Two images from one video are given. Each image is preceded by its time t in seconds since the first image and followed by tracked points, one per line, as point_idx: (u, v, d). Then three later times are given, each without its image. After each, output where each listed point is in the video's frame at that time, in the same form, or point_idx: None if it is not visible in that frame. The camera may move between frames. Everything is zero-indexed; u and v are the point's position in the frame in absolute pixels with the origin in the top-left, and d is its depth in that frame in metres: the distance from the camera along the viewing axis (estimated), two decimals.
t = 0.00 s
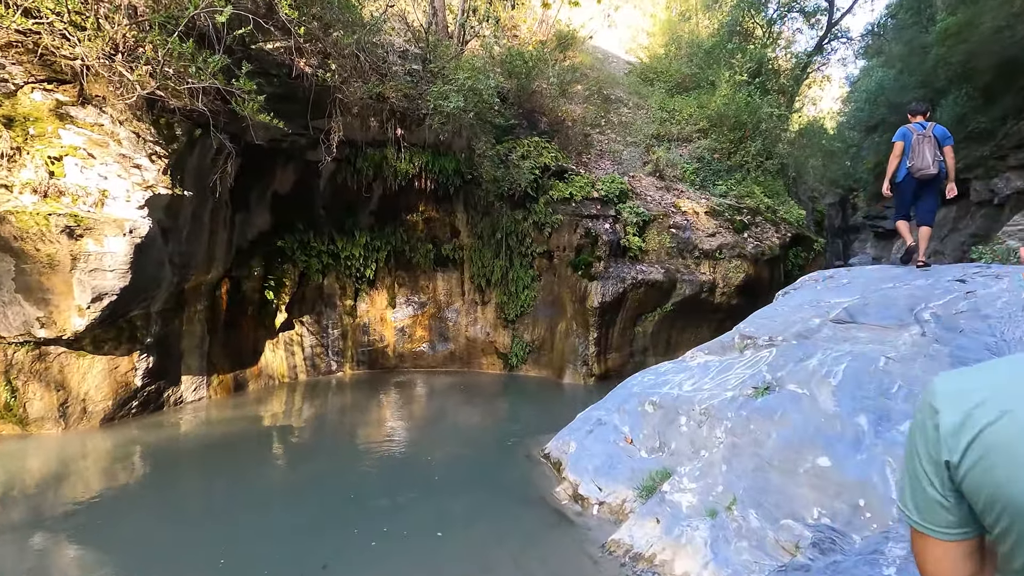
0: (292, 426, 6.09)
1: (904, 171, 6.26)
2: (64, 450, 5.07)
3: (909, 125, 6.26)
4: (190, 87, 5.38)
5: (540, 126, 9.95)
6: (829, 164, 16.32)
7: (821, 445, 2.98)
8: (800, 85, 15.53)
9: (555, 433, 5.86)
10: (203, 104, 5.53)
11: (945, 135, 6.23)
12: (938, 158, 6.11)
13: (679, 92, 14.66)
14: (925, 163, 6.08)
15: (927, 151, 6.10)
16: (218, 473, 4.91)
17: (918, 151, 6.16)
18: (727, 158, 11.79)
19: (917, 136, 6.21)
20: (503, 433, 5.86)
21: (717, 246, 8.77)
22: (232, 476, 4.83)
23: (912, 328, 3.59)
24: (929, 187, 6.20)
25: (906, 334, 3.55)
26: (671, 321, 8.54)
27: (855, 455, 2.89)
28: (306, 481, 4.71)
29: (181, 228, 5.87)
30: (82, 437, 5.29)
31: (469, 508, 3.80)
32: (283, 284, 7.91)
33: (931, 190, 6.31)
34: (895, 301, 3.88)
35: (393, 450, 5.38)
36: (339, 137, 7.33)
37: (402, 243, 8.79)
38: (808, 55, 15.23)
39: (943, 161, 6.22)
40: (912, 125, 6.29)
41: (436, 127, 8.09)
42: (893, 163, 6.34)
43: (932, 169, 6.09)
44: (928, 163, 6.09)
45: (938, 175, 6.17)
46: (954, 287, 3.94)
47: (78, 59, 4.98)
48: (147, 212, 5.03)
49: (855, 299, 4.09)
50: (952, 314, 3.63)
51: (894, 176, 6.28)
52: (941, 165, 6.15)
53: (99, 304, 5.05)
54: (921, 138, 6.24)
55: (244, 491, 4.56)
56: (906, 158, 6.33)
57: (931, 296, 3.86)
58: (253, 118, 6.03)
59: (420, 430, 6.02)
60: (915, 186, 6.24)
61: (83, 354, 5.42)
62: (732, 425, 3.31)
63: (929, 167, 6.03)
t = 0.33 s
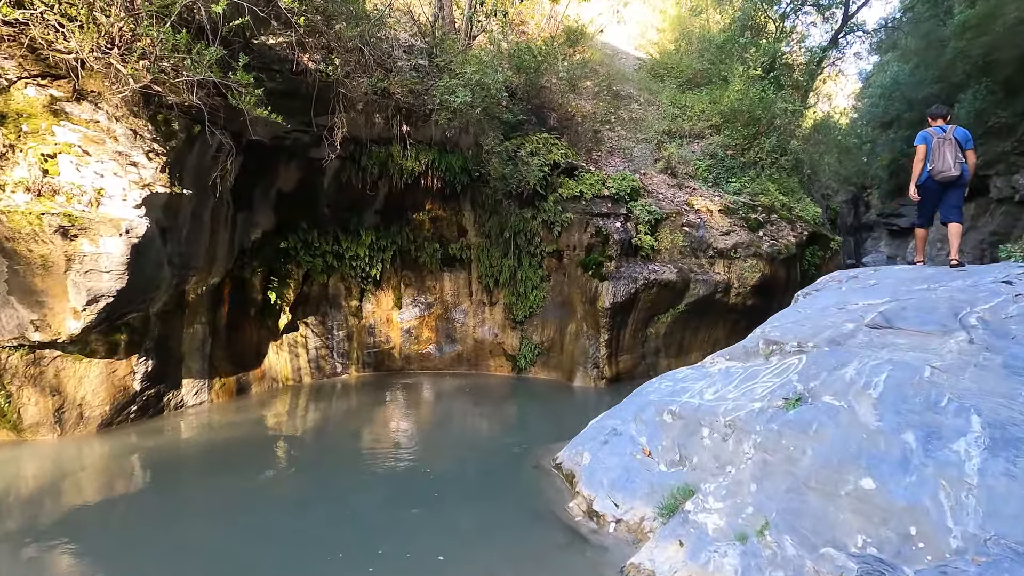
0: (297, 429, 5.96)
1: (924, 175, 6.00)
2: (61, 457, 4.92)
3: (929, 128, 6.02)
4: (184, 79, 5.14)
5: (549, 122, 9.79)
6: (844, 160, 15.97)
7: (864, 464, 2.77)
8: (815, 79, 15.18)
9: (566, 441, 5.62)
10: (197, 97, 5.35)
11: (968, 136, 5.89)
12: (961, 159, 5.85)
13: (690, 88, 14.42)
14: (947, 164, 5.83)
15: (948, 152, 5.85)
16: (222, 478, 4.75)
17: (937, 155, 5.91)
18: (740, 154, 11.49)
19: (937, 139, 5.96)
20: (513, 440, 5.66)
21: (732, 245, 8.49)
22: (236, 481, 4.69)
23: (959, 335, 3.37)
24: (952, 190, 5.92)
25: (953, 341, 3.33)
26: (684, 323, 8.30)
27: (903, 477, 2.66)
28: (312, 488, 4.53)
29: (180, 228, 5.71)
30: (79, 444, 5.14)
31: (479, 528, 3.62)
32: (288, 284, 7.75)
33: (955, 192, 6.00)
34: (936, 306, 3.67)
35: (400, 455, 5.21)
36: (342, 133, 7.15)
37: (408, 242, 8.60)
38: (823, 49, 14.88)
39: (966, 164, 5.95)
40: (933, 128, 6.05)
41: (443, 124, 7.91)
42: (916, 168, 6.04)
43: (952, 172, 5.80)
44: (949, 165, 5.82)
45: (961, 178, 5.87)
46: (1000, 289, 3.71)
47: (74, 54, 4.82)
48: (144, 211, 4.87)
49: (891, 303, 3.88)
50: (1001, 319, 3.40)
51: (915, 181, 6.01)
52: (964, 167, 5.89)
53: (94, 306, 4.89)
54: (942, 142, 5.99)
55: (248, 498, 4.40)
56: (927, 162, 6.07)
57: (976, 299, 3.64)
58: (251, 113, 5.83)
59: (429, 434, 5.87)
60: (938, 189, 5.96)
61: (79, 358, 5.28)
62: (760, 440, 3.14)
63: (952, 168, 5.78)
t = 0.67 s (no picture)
0: (302, 431, 5.80)
1: (937, 171, 5.74)
2: (57, 460, 4.78)
3: (939, 122, 5.72)
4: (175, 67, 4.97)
5: (558, 117, 9.59)
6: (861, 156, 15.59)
7: (910, 481, 2.53)
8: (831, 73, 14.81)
9: (577, 445, 5.41)
10: (189, 87, 5.13)
11: (983, 128, 5.60)
12: (976, 153, 5.56)
13: (702, 83, 14.14)
14: (961, 161, 5.56)
15: (962, 147, 5.57)
16: (222, 481, 4.60)
17: (950, 149, 5.64)
18: (755, 150, 11.18)
19: (950, 134, 5.67)
20: (522, 444, 5.47)
21: (747, 242, 8.20)
22: (236, 485, 4.53)
23: (1008, 337, 3.12)
24: (969, 184, 5.66)
25: (1000, 344, 3.08)
26: (697, 322, 8.05)
27: (956, 497, 2.42)
28: (313, 493, 4.36)
29: (180, 225, 5.55)
30: (74, 447, 5.01)
31: (487, 543, 3.42)
32: (292, 283, 7.59)
33: (971, 186, 5.73)
34: (981, 305, 3.41)
35: (405, 458, 5.04)
36: (345, 127, 6.97)
37: (414, 240, 8.42)
38: (839, 42, 14.52)
39: (983, 156, 5.64)
40: (946, 123, 5.72)
41: (449, 118, 7.72)
42: (927, 165, 5.78)
43: (967, 166, 5.54)
44: (962, 159, 5.55)
45: (977, 171, 5.60)
46: None
47: (69, 46, 4.67)
48: (141, 208, 4.74)
49: (933, 301, 3.64)
50: None
51: (928, 179, 5.74)
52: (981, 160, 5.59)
53: (89, 305, 4.75)
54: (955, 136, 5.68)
55: (247, 502, 4.24)
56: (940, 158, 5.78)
57: None
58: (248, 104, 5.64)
59: (435, 437, 5.69)
60: (954, 186, 5.70)
61: (75, 359, 5.16)
62: (791, 451, 2.93)
63: (966, 165, 5.51)
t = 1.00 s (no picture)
0: (307, 435, 5.67)
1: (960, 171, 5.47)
2: (55, 466, 4.66)
3: (960, 124, 5.50)
4: (171, 60, 4.80)
5: (568, 114, 9.45)
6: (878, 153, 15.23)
7: (965, 507, 2.31)
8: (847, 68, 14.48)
9: (590, 451, 5.21)
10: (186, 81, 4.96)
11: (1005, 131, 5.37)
12: (1002, 153, 5.28)
13: (714, 79, 13.87)
14: (985, 161, 5.27)
15: (986, 147, 5.30)
16: (224, 487, 4.45)
17: (974, 150, 5.37)
18: (770, 146, 10.91)
19: (972, 135, 5.43)
20: (533, 449, 5.29)
21: (763, 241, 7.95)
22: (239, 488, 4.44)
23: None
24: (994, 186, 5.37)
25: None
26: (712, 324, 7.82)
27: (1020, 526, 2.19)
28: (317, 501, 4.20)
29: (182, 225, 5.43)
30: (73, 452, 4.89)
31: (497, 560, 3.25)
32: (297, 283, 7.46)
33: (994, 188, 5.46)
34: None
35: (412, 464, 4.89)
36: (350, 125, 6.81)
37: (421, 240, 8.26)
38: (856, 36, 14.18)
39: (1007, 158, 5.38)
40: (967, 124, 5.53)
41: (456, 115, 7.54)
42: (947, 167, 5.52)
43: (992, 167, 5.26)
44: (988, 160, 5.27)
45: (1001, 173, 5.33)
46: None
47: (67, 42, 4.58)
48: (140, 208, 4.62)
49: (975, 305, 3.42)
50: None
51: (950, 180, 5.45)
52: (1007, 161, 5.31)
53: (87, 307, 4.63)
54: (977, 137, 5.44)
55: (248, 507, 4.12)
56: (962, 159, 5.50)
57: None
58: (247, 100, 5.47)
59: (443, 441, 5.53)
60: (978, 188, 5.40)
61: (74, 362, 5.04)
62: (827, 469, 2.77)
63: (992, 165, 5.22)
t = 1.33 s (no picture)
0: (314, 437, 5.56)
1: (982, 167, 5.26)
2: (58, 469, 4.58)
3: (985, 118, 5.26)
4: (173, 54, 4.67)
5: (578, 111, 9.29)
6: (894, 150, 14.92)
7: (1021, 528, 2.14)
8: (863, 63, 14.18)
9: (602, 455, 5.06)
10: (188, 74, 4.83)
11: None
12: None
13: (726, 76, 13.63)
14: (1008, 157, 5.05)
15: (1010, 143, 5.06)
16: (229, 490, 4.36)
17: (997, 145, 5.15)
18: (784, 143, 10.68)
19: (997, 131, 5.19)
20: (544, 453, 5.14)
21: (779, 239, 7.75)
22: (243, 491, 4.33)
23: None
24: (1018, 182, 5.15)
25: None
26: (726, 324, 7.64)
27: None
28: (323, 505, 4.06)
29: (187, 224, 5.35)
30: (76, 455, 4.82)
31: (506, 570, 3.11)
32: (304, 284, 7.37)
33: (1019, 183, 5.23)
34: None
35: (420, 467, 4.76)
36: (356, 122, 6.69)
37: (429, 239, 8.13)
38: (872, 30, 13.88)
39: None
40: (992, 119, 5.27)
41: (464, 112, 7.41)
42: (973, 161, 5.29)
43: (1015, 164, 5.04)
44: (1011, 157, 5.05)
45: None
46: None
47: (68, 37, 4.47)
48: (143, 206, 4.53)
49: (1016, 305, 3.22)
50: None
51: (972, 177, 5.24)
52: None
53: (89, 308, 4.57)
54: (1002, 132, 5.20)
55: (251, 510, 4.01)
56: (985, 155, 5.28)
57: None
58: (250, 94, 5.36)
59: (451, 444, 5.39)
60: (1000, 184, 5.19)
61: (77, 363, 4.97)
62: (863, 481, 2.61)
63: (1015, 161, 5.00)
